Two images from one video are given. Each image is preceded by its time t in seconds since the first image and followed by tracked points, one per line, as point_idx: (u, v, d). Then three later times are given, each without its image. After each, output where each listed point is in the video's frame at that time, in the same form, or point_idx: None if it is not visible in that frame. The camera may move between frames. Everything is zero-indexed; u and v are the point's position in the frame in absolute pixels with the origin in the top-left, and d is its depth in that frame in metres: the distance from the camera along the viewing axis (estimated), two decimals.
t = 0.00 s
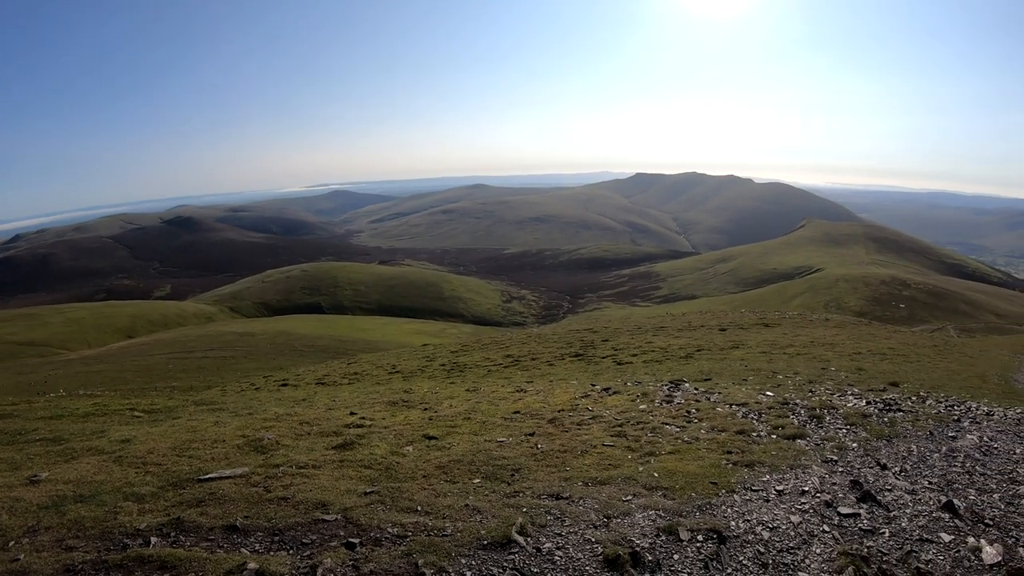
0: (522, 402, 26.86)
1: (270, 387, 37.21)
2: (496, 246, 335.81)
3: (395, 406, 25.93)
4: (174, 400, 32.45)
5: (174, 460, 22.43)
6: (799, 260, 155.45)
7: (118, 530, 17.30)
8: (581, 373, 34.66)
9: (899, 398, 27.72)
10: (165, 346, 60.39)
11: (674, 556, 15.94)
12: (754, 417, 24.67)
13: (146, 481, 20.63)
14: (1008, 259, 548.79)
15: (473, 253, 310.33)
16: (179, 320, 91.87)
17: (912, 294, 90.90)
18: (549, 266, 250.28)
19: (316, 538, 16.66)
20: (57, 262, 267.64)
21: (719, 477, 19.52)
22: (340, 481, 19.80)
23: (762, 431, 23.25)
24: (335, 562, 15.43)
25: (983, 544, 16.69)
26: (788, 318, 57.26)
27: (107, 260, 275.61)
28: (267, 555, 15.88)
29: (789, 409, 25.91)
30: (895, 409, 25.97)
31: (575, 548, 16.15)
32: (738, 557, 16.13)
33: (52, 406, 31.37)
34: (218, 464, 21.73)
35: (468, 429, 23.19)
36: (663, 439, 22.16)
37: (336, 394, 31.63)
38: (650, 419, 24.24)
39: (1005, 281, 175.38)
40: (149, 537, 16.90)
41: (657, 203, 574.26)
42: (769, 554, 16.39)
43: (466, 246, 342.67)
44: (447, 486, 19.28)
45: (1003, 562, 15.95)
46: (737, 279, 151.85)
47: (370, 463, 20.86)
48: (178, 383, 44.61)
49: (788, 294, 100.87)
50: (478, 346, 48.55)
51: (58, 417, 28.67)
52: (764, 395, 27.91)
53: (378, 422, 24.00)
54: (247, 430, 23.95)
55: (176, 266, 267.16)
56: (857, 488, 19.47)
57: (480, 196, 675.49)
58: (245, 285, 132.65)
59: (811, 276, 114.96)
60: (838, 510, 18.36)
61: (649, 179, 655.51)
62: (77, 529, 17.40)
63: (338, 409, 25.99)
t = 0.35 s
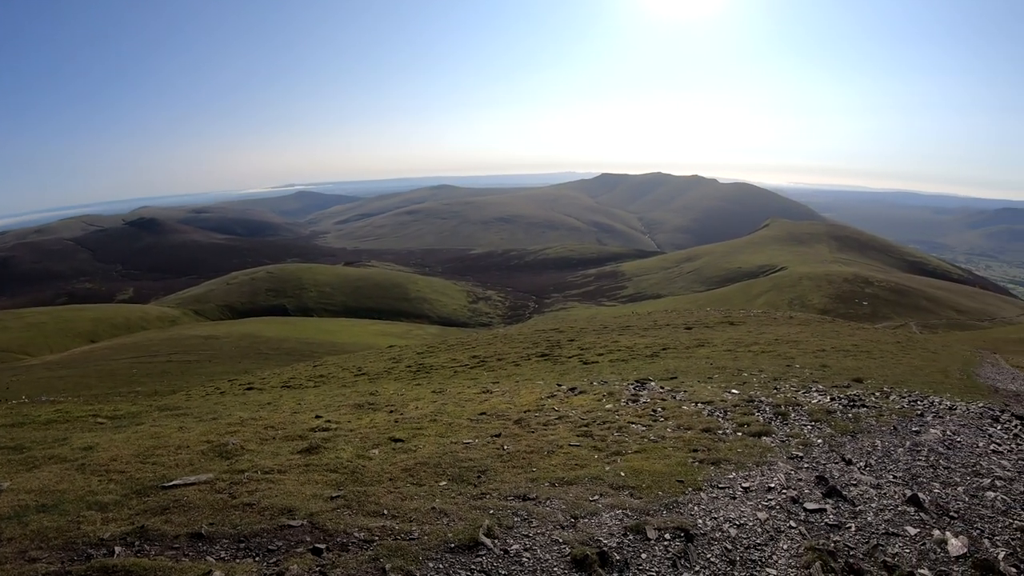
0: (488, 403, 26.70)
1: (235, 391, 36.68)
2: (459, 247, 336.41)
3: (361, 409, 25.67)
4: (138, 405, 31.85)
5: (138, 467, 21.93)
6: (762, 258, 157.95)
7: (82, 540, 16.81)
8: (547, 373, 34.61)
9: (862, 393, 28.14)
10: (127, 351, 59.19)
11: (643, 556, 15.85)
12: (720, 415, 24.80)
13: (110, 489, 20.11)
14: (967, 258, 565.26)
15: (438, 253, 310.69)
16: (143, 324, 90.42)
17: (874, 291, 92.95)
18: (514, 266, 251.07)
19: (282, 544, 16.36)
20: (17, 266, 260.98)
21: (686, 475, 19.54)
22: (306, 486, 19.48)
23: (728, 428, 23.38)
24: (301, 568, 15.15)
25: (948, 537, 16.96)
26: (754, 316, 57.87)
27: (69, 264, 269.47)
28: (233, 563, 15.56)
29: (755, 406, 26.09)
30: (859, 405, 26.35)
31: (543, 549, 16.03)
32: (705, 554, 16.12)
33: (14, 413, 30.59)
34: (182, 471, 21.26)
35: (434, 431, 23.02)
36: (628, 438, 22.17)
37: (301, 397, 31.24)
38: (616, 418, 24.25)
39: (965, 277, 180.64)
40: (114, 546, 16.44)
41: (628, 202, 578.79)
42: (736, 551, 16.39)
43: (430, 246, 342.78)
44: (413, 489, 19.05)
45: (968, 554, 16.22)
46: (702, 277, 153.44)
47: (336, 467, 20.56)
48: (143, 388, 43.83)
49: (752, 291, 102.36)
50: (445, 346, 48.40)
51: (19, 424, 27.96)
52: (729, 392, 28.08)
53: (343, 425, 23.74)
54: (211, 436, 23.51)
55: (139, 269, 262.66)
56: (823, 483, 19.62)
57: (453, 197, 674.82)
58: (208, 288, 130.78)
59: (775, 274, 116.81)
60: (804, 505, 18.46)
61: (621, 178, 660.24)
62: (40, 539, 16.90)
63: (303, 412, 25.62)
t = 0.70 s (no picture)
0: (452, 406, 26.61)
1: (197, 397, 36.23)
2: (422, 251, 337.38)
3: (324, 414, 25.50)
4: (98, 413, 31.31)
5: (99, 476, 21.44)
6: (721, 259, 160.69)
7: (44, 552, 16.35)
8: (511, 375, 34.66)
9: (822, 391, 28.72)
10: (86, 358, 58.12)
11: (608, 554, 15.86)
12: (683, 415, 25.02)
13: (71, 499, 19.61)
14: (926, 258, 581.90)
15: (403, 256, 311.06)
16: (102, 329, 89.08)
17: (834, 291, 95.03)
18: (477, 269, 252.05)
19: (248, 552, 16.11)
20: None
21: (650, 474, 19.64)
22: (270, 492, 19.23)
23: (691, 427, 23.62)
24: None
25: (910, 529, 17.29)
26: (716, 316, 58.60)
27: (27, 269, 263.45)
28: (197, 572, 15.26)
29: (717, 405, 26.41)
30: (820, 403, 26.81)
31: (509, 550, 15.96)
32: (670, 552, 16.14)
33: None
34: (144, 479, 20.83)
35: (399, 435, 22.90)
36: (593, 439, 22.28)
37: (264, 403, 30.94)
38: (580, 419, 24.36)
39: (922, 275, 186.14)
40: (77, 557, 16.06)
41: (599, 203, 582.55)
42: (701, 548, 16.45)
43: (392, 250, 342.70)
44: (378, 493, 18.84)
45: (929, 545, 16.56)
46: (663, 279, 155.72)
47: (300, 472, 20.29)
48: (105, 396, 43.19)
49: (713, 291, 103.87)
50: (409, 350, 48.28)
51: None
52: (692, 392, 28.35)
53: (307, 430, 23.55)
54: (174, 443, 23.14)
55: (98, 273, 257.73)
56: (786, 480, 19.85)
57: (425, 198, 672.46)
58: (168, 292, 128.93)
59: (736, 275, 118.78)
60: (767, 501, 18.63)
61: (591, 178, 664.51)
62: None
63: (266, 419, 25.37)
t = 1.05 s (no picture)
0: (413, 408, 26.47)
1: (156, 404, 35.83)
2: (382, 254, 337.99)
3: (286, 418, 25.30)
4: (56, 422, 30.80)
5: (57, 486, 20.90)
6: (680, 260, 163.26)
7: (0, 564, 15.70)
8: (472, 377, 34.64)
9: (782, 388, 29.25)
10: (42, 366, 57.10)
11: (570, 554, 15.78)
12: (644, 414, 25.20)
13: (29, 510, 19.01)
14: (887, 258, 597.09)
15: (363, 259, 311.18)
16: (60, 336, 87.81)
17: (794, 290, 96.97)
18: (438, 271, 252.36)
19: (209, 559, 15.73)
20: None
21: (611, 474, 19.68)
22: (231, 499, 18.89)
23: (652, 426, 23.81)
24: None
25: (869, 522, 17.57)
26: (677, 316, 59.18)
27: None
28: None
29: (678, 404, 26.69)
30: (780, 401, 27.23)
31: (472, 552, 15.83)
32: (633, 550, 16.12)
33: None
34: (104, 487, 20.33)
35: (360, 438, 22.75)
36: (554, 439, 22.33)
37: (224, 409, 30.65)
38: (541, 420, 24.42)
39: (880, 274, 191.21)
40: (36, 568, 15.48)
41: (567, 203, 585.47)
42: (663, 545, 16.44)
43: (351, 253, 341.85)
44: (340, 497, 18.59)
45: (888, 538, 16.82)
46: (622, 280, 157.93)
47: (261, 478, 19.98)
48: (63, 404, 42.50)
49: (676, 292, 105.23)
50: (372, 353, 48.13)
51: None
52: (653, 392, 28.58)
53: (268, 435, 23.34)
54: (134, 451, 22.74)
55: (54, 278, 252.94)
56: (746, 477, 20.03)
57: (397, 199, 670.50)
58: (128, 297, 126.95)
59: (697, 275, 120.65)
60: (728, 498, 18.74)
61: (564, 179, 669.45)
62: None
63: (228, 424, 25.05)
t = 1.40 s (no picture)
0: (376, 412, 26.38)
1: (118, 411, 35.45)
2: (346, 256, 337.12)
3: (248, 424, 25.11)
4: (13, 432, 30.30)
5: (15, 497, 20.37)
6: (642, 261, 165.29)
7: None
8: (436, 379, 34.68)
9: (745, 386, 29.74)
10: None
11: (532, 554, 15.69)
12: (606, 414, 25.35)
13: None
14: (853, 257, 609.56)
15: (327, 261, 310.43)
16: (19, 343, 86.66)
17: (757, 290, 98.57)
18: (402, 274, 252.31)
19: (169, 568, 15.39)
20: None
21: (572, 474, 19.70)
22: (192, 506, 18.59)
23: (614, 426, 23.94)
24: None
25: (829, 516, 17.74)
26: (641, 316, 59.79)
27: None
28: None
29: (640, 403, 26.89)
30: (742, 398, 27.58)
31: (434, 554, 15.70)
32: (594, 548, 16.08)
33: None
34: (64, 497, 19.84)
35: (322, 442, 22.63)
36: (516, 440, 22.36)
37: (187, 416, 30.42)
38: (503, 421, 24.45)
39: (842, 272, 195.49)
40: None
41: (537, 203, 586.93)
42: (624, 543, 16.43)
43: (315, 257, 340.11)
44: (302, 502, 18.41)
45: (848, 531, 16.98)
46: (584, 281, 159.76)
47: (222, 485, 19.75)
48: (22, 414, 41.85)
49: (642, 293, 106.12)
50: (337, 356, 47.99)
51: None
52: (616, 391, 28.80)
53: (230, 441, 23.14)
54: (94, 459, 22.40)
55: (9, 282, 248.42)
56: (707, 474, 20.17)
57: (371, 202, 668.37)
58: (89, 303, 125.04)
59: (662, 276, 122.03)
60: (689, 495, 18.84)
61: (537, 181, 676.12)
62: None
63: (190, 431, 24.78)
